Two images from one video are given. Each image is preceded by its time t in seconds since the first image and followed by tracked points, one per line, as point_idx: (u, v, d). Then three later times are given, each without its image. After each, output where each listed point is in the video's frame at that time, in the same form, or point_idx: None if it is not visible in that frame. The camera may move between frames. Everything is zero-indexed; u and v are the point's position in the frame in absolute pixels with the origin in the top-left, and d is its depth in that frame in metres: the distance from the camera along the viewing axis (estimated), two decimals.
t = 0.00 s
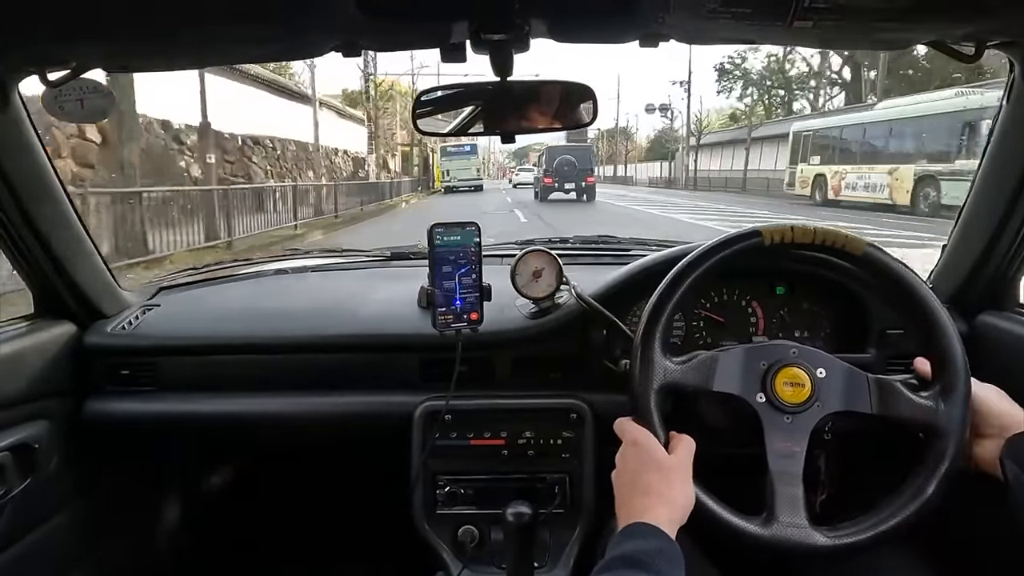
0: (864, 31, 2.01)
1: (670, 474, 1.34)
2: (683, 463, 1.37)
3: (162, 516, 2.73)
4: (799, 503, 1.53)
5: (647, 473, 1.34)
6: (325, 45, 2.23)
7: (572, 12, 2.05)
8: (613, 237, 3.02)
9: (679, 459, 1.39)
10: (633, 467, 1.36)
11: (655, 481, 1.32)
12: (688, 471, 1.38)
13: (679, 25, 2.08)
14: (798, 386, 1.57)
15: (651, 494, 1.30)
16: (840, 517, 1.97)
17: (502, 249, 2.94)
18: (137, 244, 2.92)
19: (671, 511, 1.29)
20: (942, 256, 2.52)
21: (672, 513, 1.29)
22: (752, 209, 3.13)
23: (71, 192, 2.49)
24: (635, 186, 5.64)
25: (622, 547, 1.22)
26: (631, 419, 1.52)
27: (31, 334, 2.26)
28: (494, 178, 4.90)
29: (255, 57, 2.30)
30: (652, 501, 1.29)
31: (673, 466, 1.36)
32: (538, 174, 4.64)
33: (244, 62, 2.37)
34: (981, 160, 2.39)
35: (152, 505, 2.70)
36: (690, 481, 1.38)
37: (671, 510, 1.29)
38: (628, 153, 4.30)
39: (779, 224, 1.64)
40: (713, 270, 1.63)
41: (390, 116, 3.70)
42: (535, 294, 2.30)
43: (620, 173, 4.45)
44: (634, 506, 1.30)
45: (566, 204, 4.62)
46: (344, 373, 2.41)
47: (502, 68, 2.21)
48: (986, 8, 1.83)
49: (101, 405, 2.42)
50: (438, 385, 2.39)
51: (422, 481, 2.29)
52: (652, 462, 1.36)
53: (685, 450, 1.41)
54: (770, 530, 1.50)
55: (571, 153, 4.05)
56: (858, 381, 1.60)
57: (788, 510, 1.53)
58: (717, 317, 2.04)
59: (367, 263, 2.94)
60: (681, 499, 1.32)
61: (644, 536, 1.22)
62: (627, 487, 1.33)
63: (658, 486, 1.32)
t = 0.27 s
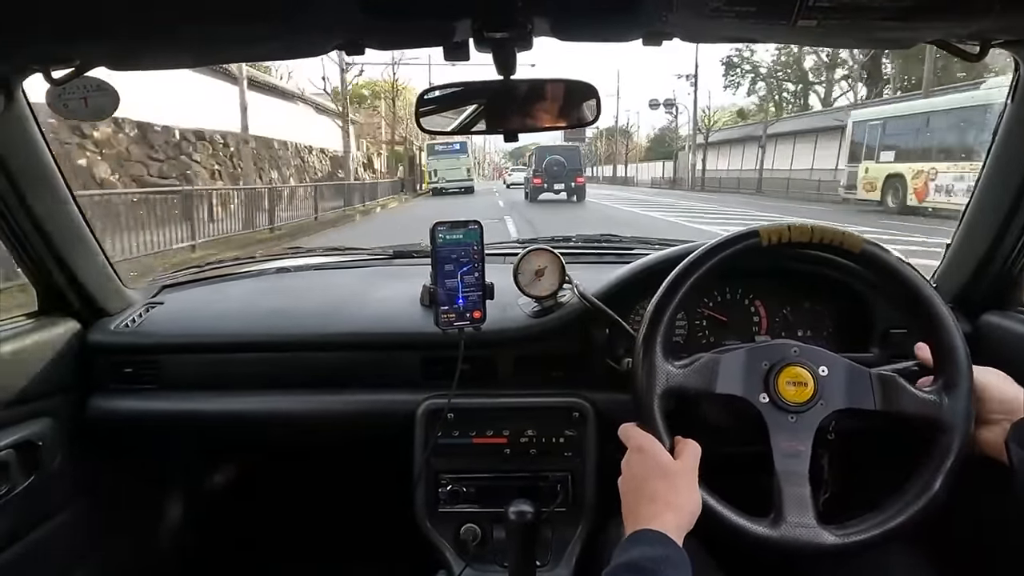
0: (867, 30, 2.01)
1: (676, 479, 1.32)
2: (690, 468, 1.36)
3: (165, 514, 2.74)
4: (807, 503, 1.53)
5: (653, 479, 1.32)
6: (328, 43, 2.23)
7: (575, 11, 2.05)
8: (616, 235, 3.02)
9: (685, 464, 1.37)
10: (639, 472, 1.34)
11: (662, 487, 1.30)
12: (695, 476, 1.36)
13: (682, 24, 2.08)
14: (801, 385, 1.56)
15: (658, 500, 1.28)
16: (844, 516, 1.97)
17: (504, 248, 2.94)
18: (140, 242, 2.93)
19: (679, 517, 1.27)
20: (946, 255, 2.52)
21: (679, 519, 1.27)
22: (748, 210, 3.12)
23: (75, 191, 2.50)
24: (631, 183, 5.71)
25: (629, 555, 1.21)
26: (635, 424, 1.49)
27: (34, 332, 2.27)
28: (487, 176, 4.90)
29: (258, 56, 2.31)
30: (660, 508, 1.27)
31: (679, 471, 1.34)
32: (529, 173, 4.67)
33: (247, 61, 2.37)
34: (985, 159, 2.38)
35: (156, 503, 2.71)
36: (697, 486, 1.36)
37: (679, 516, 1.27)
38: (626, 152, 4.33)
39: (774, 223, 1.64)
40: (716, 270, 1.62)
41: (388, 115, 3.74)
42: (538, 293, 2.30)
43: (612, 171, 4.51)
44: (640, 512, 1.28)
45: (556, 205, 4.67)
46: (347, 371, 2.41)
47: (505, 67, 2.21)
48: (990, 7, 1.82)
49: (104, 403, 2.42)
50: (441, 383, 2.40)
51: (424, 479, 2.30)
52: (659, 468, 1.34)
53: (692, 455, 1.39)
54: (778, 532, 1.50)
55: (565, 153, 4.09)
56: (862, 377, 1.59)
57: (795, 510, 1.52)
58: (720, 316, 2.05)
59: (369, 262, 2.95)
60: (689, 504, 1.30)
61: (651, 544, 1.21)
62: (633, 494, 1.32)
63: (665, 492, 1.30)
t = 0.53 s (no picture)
0: (869, 30, 2.00)
1: (680, 484, 1.34)
2: (693, 473, 1.37)
3: (166, 512, 2.74)
4: (812, 503, 1.53)
5: (657, 485, 1.33)
6: (329, 43, 2.23)
7: (576, 11, 2.05)
8: (617, 235, 3.01)
9: (689, 469, 1.38)
10: (643, 479, 1.35)
11: (665, 493, 1.32)
12: (698, 481, 1.37)
13: (684, 24, 2.08)
14: (802, 384, 1.56)
15: (662, 506, 1.30)
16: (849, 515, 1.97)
17: (505, 248, 2.94)
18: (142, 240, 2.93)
19: (682, 522, 1.29)
20: (947, 256, 2.51)
21: (683, 524, 1.28)
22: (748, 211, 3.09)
23: (77, 190, 2.50)
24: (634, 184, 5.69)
25: (633, 559, 1.22)
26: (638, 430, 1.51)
27: (36, 330, 2.27)
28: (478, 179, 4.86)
29: (259, 55, 2.31)
30: (664, 513, 1.29)
31: (682, 476, 1.35)
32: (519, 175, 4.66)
33: (249, 60, 2.38)
34: (987, 158, 2.38)
35: (155, 501, 2.71)
36: (700, 490, 1.37)
37: (682, 521, 1.29)
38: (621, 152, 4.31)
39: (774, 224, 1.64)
40: (716, 270, 1.62)
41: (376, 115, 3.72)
42: (539, 292, 2.30)
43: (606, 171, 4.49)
44: (644, 517, 1.30)
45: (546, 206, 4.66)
46: (348, 370, 2.41)
47: (506, 67, 2.21)
48: (993, 7, 1.82)
49: (106, 401, 2.43)
50: (442, 383, 2.39)
51: (425, 478, 2.30)
52: (662, 473, 1.35)
53: (695, 460, 1.41)
54: (784, 533, 1.51)
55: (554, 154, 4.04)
56: (862, 376, 1.59)
57: (801, 510, 1.53)
58: (721, 316, 2.05)
59: (370, 261, 2.95)
60: (693, 509, 1.31)
61: (655, 549, 1.22)
62: (637, 500, 1.33)
63: (668, 497, 1.31)
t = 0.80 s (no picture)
0: (867, 34, 2.01)
1: (691, 507, 1.33)
2: (703, 494, 1.36)
3: (164, 516, 2.71)
4: (822, 506, 1.54)
5: (669, 508, 1.33)
6: (330, 45, 2.23)
7: (576, 14, 2.06)
8: (617, 238, 3.02)
9: (698, 489, 1.38)
10: (654, 503, 1.35)
11: (677, 517, 1.31)
12: (708, 501, 1.37)
13: (684, 27, 2.08)
14: (801, 388, 1.57)
15: (674, 530, 1.29)
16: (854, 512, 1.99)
17: (505, 250, 2.94)
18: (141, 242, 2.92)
19: (695, 544, 1.28)
20: (946, 259, 2.51)
21: (698, 548, 1.27)
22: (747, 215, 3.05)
23: (76, 192, 2.50)
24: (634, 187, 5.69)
25: None
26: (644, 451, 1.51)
27: (35, 332, 2.27)
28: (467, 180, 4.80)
29: (259, 57, 2.31)
30: (677, 537, 1.28)
31: (693, 498, 1.35)
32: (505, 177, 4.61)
33: (248, 62, 2.38)
34: (985, 161, 2.38)
35: (152, 504, 2.69)
36: (711, 509, 1.37)
37: (697, 544, 1.28)
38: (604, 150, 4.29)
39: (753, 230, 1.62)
40: (712, 275, 1.62)
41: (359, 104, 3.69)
42: (539, 295, 2.30)
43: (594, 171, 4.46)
44: (658, 542, 1.29)
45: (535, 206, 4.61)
46: (347, 373, 2.41)
47: (505, 70, 2.22)
48: (992, 11, 1.82)
49: (104, 403, 2.43)
50: (441, 386, 2.39)
51: (424, 480, 2.30)
52: (673, 494, 1.35)
53: (704, 480, 1.40)
54: (801, 540, 1.51)
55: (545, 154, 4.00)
56: (860, 373, 1.60)
57: (814, 515, 1.53)
58: (721, 319, 2.05)
59: (370, 264, 2.95)
60: (706, 531, 1.31)
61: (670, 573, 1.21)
62: (650, 527, 1.33)
63: (680, 521, 1.31)
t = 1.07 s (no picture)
0: (863, 33, 2.01)
1: (687, 506, 1.34)
2: (700, 493, 1.37)
3: (156, 515, 2.72)
4: (819, 503, 1.54)
5: (665, 508, 1.33)
6: (325, 41, 2.23)
7: (572, 12, 2.06)
8: (613, 236, 3.02)
9: (695, 488, 1.38)
10: (650, 502, 1.36)
11: (672, 515, 1.32)
12: (705, 500, 1.37)
13: (680, 25, 2.08)
14: (796, 386, 1.57)
15: (670, 528, 1.30)
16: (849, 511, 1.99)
17: (500, 248, 2.94)
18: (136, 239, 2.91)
19: (690, 543, 1.28)
20: (941, 257, 2.52)
21: (693, 546, 1.28)
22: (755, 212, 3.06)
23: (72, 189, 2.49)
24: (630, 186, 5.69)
25: None
26: (640, 451, 1.51)
27: (29, 328, 2.26)
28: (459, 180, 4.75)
29: (255, 53, 2.30)
30: (671, 535, 1.29)
31: (690, 498, 1.36)
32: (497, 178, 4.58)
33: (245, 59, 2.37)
34: (980, 160, 2.39)
35: (143, 504, 2.69)
36: (707, 510, 1.37)
37: (692, 542, 1.29)
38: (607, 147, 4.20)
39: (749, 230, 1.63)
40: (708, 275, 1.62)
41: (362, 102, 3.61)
42: (535, 292, 2.30)
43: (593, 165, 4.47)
44: (653, 541, 1.30)
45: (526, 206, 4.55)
46: (342, 370, 2.41)
47: (502, 68, 2.22)
48: (987, 11, 1.83)
49: (99, 400, 2.42)
50: (437, 383, 2.39)
51: (420, 478, 2.30)
52: (669, 495, 1.35)
53: (700, 478, 1.41)
54: (796, 536, 1.51)
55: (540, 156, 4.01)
56: (854, 370, 1.60)
57: (810, 513, 1.53)
58: (717, 317, 2.04)
59: (366, 261, 2.94)
60: (702, 529, 1.31)
61: (666, 571, 1.21)
62: (647, 527, 1.33)
63: (676, 519, 1.31)
